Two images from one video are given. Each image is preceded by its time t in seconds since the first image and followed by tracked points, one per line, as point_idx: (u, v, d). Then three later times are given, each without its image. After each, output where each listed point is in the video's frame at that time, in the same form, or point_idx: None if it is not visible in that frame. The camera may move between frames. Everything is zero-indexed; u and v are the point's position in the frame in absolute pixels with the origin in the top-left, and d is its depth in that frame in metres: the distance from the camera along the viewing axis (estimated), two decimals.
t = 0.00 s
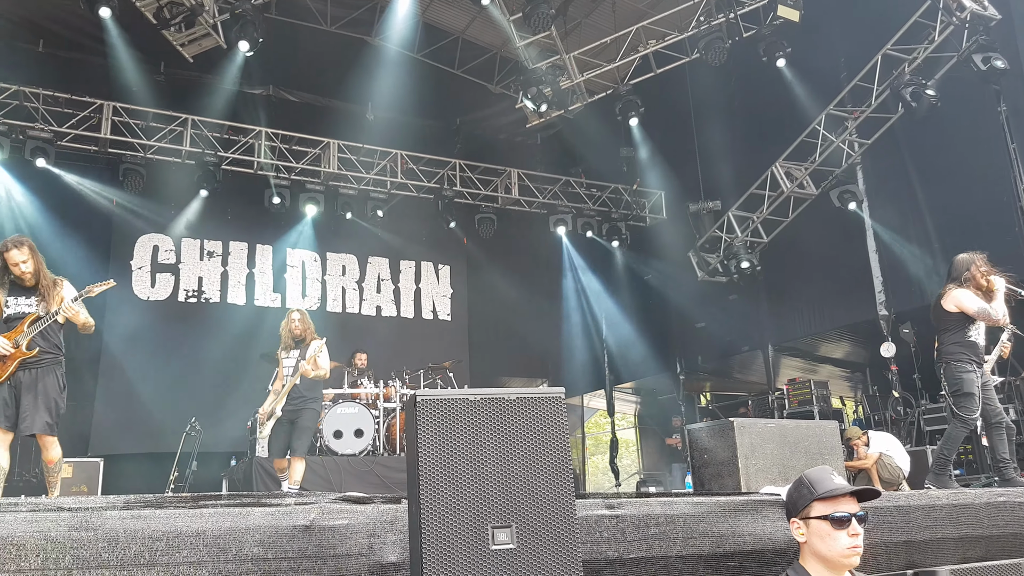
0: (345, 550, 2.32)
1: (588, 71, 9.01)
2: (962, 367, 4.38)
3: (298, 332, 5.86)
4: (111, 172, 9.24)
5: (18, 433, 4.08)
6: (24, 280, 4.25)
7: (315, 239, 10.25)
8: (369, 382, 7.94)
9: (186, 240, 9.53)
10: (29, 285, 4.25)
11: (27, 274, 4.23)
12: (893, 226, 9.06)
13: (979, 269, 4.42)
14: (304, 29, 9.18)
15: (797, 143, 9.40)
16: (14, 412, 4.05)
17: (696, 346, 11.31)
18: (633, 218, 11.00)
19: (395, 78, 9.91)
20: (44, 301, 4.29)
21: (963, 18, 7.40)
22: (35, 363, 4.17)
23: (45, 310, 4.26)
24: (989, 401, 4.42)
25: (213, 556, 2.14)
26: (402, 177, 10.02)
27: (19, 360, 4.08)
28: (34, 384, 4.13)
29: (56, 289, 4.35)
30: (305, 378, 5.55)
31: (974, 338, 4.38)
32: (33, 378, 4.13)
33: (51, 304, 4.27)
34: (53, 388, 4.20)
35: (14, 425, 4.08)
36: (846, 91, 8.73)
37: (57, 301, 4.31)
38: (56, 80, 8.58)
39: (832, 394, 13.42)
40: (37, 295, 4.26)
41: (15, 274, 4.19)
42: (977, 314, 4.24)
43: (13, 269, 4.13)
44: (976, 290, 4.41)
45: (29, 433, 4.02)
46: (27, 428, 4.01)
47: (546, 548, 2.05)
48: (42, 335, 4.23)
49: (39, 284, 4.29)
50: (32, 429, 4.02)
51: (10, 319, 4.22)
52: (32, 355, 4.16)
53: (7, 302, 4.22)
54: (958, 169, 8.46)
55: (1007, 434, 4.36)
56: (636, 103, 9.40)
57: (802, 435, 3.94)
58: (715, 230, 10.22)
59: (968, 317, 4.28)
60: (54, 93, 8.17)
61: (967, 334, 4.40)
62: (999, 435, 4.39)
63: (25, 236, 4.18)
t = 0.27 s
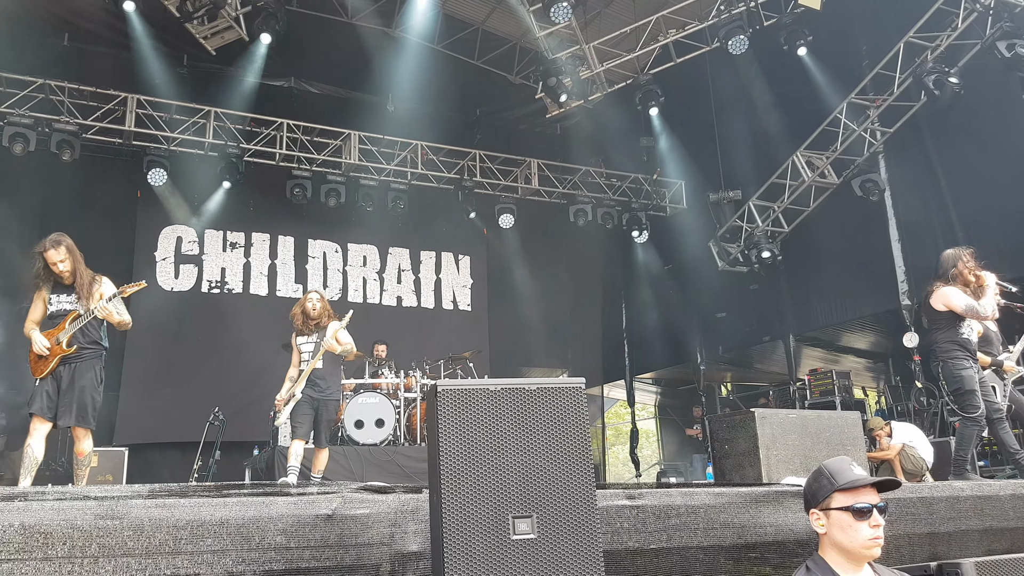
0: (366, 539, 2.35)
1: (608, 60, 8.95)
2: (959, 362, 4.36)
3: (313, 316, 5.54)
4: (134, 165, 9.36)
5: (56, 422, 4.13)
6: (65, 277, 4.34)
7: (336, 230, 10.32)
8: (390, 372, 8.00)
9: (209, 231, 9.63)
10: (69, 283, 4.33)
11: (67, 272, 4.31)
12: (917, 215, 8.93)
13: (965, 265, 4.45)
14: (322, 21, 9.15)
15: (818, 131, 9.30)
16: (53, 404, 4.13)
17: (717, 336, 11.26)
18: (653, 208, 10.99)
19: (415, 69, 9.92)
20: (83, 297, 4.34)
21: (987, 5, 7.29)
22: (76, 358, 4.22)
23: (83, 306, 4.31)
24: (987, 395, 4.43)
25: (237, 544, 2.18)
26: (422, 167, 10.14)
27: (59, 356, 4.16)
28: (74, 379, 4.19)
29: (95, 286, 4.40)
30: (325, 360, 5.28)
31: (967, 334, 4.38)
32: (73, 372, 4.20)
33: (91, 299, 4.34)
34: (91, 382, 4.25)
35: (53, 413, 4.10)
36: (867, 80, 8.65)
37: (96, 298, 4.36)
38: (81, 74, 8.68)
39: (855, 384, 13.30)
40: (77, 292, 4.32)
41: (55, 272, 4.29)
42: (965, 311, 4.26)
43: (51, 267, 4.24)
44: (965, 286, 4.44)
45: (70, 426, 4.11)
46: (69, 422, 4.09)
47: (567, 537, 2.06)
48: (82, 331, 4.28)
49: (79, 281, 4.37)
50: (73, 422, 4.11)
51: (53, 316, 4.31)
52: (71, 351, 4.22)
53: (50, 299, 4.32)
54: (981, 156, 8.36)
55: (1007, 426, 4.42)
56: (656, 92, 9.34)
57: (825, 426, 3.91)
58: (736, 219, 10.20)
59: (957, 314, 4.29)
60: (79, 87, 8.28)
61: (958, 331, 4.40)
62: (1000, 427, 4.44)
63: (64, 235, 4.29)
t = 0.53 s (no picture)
0: (387, 538, 2.35)
1: (626, 59, 8.92)
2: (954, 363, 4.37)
3: (332, 306, 5.38)
4: (156, 167, 9.46)
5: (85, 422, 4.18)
6: (96, 279, 4.42)
7: (355, 230, 10.37)
8: (409, 372, 8.02)
9: (230, 232, 9.71)
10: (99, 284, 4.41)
11: (97, 274, 4.39)
12: (942, 213, 8.80)
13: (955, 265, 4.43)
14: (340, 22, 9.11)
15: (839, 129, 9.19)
16: (83, 403, 4.19)
17: (738, 335, 11.19)
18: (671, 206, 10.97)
19: (432, 69, 9.94)
20: (112, 299, 4.41)
21: None
22: (103, 358, 4.27)
23: (111, 307, 4.37)
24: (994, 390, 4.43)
25: (260, 543, 2.19)
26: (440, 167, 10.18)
27: (87, 356, 4.21)
28: (102, 379, 4.24)
29: (126, 289, 4.46)
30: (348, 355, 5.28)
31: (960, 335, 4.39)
32: (101, 371, 4.25)
33: (119, 302, 4.39)
34: (120, 380, 4.28)
35: (82, 414, 4.17)
36: (889, 76, 8.50)
37: (125, 301, 4.41)
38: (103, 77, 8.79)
39: (878, 384, 13.14)
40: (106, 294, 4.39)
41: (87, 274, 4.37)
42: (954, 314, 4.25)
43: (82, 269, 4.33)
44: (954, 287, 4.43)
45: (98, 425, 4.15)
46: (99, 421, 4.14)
47: (588, 538, 2.05)
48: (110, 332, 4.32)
49: (109, 284, 4.44)
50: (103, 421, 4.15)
51: (83, 317, 4.39)
52: (99, 351, 4.27)
53: (81, 300, 4.40)
54: (1006, 152, 8.21)
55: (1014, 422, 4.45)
56: (674, 91, 9.29)
57: (848, 427, 3.86)
58: (756, 218, 10.10)
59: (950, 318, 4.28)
60: (102, 90, 8.39)
61: (952, 333, 4.42)
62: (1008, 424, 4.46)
63: (97, 238, 4.38)
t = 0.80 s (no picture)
0: (401, 540, 2.35)
1: (639, 60, 8.88)
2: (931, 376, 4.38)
3: (361, 294, 4.76)
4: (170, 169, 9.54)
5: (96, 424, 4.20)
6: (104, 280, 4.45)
7: (367, 232, 10.39)
8: (422, 374, 8.02)
9: (243, 234, 9.76)
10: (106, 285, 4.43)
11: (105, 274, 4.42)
12: (958, 213, 8.72)
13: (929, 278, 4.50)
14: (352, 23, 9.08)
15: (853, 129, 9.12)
16: (94, 405, 4.21)
17: (752, 336, 11.12)
18: (684, 207, 10.98)
19: (444, 71, 9.96)
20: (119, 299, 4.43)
21: None
22: (111, 360, 4.29)
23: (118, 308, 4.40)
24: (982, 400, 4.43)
25: (274, 544, 2.20)
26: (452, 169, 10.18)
27: (94, 357, 4.24)
28: (112, 379, 4.27)
29: (134, 292, 4.47)
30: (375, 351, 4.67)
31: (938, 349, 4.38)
32: (110, 373, 4.27)
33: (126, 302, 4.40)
34: (128, 381, 4.32)
35: (92, 414, 4.18)
36: (904, 76, 8.41)
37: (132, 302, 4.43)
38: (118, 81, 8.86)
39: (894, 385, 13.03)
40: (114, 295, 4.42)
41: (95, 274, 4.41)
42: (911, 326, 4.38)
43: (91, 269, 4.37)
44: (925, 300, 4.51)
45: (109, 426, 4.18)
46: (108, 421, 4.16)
47: (603, 540, 2.04)
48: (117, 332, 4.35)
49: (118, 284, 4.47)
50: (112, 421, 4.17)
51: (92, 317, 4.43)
52: (107, 352, 4.30)
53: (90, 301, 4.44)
54: None
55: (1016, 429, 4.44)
56: (687, 92, 9.25)
57: (864, 429, 3.82)
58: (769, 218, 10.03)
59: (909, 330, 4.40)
60: (117, 93, 8.46)
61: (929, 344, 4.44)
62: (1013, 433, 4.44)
63: (111, 238, 4.44)
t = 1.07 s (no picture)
0: (415, 541, 2.35)
1: (652, 60, 8.85)
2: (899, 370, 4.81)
3: (396, 289, 4.74)
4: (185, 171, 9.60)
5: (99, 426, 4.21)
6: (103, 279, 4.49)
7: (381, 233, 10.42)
8: (435, 375, 8.02)
9: (258, 235, 9.81)
10: (104, 284, 4.47)
11: (102, 273, 4.47)
12: (975, 211, 8.62)
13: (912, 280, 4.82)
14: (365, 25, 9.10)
15: (869, 128, 9.07)
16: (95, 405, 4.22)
17: (768, 337, 11.05)
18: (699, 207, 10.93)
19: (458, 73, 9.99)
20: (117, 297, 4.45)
21: None
22: (111, 360, 4.30)
23: (116, 306, 4.42)
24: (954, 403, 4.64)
25: (288, 545, 2.20)
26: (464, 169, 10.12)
27: (94, 356, 4.25)
28: (111, 379, 4.27)
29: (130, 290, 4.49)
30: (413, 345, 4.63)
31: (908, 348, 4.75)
32: (110, 373, 4.27)
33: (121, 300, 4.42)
34: (129, 381, 4.32)
35: (95, 415, 4.21)
36: (921, 74, 8.34)
37: (131, 300, 4.45)
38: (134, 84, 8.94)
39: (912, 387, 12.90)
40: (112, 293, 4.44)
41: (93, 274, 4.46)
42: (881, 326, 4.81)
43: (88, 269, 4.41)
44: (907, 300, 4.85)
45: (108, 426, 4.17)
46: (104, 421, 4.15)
47: (618, 542, 2.03)
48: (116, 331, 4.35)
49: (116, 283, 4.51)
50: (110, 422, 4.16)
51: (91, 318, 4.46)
52: (106, 352, 4.31)
53: (89, 302, 4.47)
54: None
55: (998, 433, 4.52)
56: (701, 91, 9.21)
57: (881, 431, 3.77)
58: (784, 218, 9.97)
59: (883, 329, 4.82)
60: (132, 96, 8.52)
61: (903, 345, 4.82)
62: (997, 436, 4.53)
63: (109, 239, 4.52)
